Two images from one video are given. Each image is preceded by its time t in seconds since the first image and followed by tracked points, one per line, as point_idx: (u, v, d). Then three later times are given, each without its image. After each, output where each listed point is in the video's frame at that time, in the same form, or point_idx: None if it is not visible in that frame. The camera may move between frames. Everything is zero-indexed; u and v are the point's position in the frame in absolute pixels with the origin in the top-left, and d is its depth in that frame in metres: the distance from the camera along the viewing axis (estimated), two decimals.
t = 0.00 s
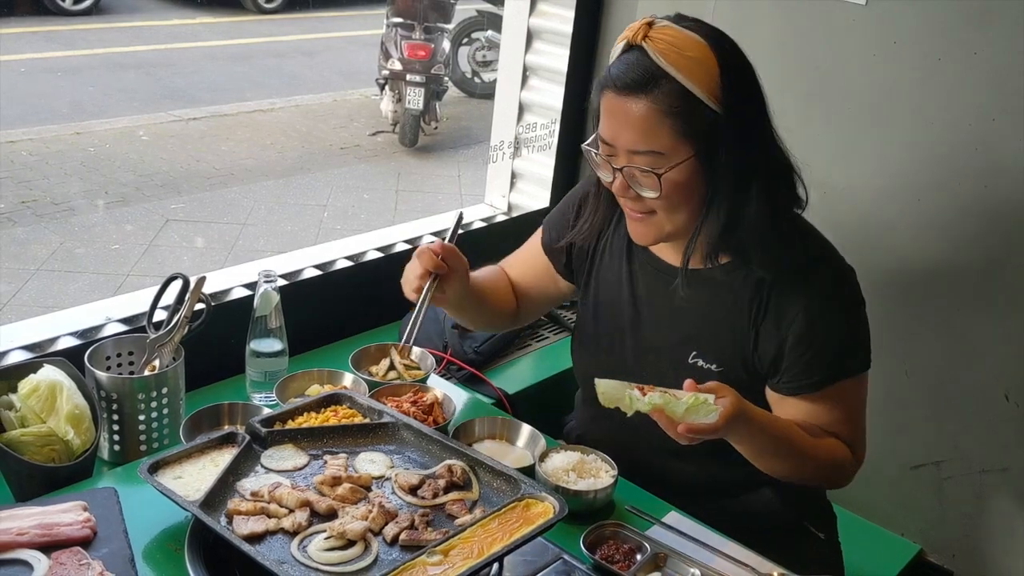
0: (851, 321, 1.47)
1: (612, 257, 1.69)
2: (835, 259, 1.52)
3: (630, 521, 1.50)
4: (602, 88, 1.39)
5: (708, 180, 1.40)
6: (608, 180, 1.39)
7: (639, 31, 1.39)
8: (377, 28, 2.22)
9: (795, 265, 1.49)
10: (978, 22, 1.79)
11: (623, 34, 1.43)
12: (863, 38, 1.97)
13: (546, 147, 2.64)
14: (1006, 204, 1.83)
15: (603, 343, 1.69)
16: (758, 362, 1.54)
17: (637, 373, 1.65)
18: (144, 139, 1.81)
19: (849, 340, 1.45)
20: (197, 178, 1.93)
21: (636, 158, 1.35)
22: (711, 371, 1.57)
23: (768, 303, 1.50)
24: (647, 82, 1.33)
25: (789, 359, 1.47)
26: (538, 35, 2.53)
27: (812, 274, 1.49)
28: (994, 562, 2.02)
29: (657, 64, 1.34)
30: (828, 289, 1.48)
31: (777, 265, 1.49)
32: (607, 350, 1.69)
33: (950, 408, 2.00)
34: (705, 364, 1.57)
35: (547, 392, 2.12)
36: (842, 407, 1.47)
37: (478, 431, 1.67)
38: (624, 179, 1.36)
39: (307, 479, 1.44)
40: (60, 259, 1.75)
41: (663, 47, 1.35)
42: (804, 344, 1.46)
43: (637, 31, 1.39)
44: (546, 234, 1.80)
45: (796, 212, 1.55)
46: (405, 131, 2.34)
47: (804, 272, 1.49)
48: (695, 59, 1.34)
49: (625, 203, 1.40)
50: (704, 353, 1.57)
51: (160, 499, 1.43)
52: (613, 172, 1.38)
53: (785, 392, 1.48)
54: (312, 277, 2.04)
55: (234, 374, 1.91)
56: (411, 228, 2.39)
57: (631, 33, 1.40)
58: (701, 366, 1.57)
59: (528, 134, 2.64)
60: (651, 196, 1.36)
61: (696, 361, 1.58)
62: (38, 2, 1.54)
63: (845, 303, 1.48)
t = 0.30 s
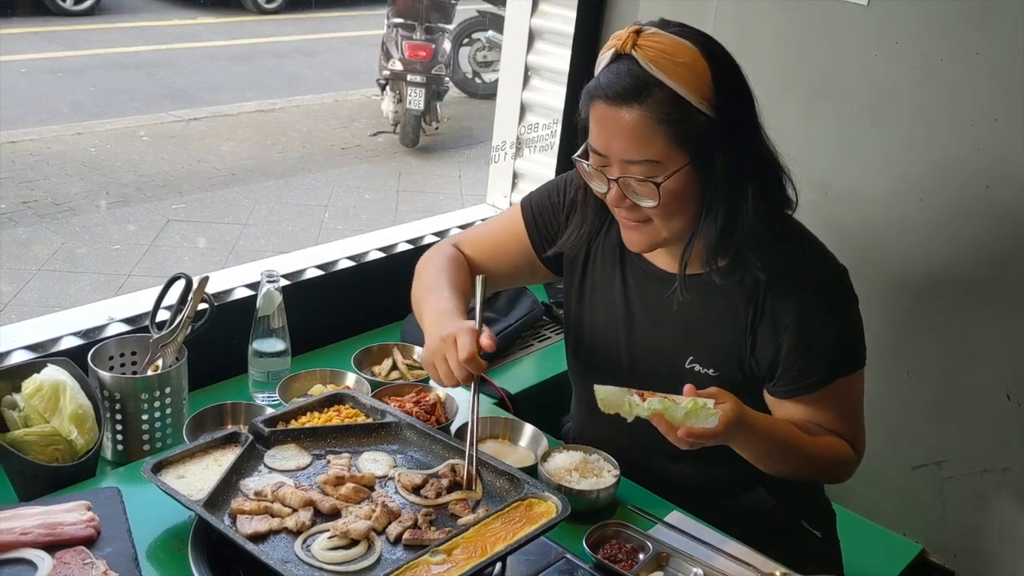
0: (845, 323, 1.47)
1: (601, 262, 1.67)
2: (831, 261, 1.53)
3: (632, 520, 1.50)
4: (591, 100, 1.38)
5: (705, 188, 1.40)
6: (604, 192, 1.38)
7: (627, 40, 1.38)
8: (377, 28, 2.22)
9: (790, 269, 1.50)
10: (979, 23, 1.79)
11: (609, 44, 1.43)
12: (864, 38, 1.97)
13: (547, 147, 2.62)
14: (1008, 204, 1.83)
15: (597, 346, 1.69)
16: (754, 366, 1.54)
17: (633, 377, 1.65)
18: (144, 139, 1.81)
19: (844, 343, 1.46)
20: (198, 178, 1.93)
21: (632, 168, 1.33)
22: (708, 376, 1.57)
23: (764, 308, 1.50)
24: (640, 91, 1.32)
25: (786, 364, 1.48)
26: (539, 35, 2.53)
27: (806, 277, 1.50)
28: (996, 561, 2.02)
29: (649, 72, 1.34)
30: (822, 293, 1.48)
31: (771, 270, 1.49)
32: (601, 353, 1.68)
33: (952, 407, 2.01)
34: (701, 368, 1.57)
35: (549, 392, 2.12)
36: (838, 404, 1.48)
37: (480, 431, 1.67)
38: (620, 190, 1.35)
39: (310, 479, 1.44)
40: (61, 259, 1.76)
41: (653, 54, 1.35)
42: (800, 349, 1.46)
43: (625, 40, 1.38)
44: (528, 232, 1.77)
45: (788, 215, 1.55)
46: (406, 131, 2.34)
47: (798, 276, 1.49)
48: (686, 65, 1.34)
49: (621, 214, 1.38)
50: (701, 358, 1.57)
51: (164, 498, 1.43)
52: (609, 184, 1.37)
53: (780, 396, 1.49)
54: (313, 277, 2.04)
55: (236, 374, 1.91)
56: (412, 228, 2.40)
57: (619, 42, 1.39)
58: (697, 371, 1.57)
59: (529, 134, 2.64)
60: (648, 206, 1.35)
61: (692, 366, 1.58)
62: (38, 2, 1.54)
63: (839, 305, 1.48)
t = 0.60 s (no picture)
0: (844, 328, 1.46)
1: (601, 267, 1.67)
2: (833, 265, 1.53)
3: (630, 521, 1.50)
4: (592, 102, 1.37)
5: (707, 192, 1.40)
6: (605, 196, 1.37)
7: (629, 42, 1.38)
8: (377, 28, 2.22)
9: (790, 273, 1.49)
10: (979, 23, 1.79)
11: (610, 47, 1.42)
12: (863, 39, 1.97)
13: (546, 147, 2.63)
14: (1008, 204, 1.82)
15: (596, 351, 1.68)
16: (754, 371, 1.54)
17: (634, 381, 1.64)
18: (144, 139, 1.81)
19: (842, 348, 1.45)
20: (197, 178, 1.93)
21: (632, 171, 1.32)
22: (707, 381, 1.57)
23: (764, 314, 1.50)
24: (643, 93, 1.31)
25: (784, 371, 1.47)
26: (539, 35, 2.53)
27: (804, 281, 1.49)
28: (995, 561, 2.01)
29: (652, 74, 1.33)
30: (820, 296, 1.48)
31: (771, 275, 1.49)
32: (600, 358, 1.68)
33: (951, 407, 2.00)
34: (700, 373, 1.57)
35: (548, 392, 2.12)
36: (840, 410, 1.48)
37: (479, 432, 1.66)
38: (622, 193, 1.34)
39: (308, 480, 1.44)
40: (60, 259, 1.75)
41: (656, 56, 1.34)
42: (799, 355, 1.46)
43: (627, 42, 1.38)
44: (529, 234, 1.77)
45: (789, 220, 1.54)
46: (406, 131, 2.34)
47: (798, 281, 1.49)
48: (689, 67, 1.34)
49: (622, 217, 1.37)
50: (700, 363, 1.56)
51: (161, 499, 1.43)
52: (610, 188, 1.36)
53: (779, 401, 1.48)
54: (312, 277, 2.04)
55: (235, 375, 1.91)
56: (411, 228, 2.39)
57: (621, 44, 1.39)
58: (695, 376, 1.57)
59: (528, 134, 2.65)
60: (650, 209, 1.34)
61: (691, 371, 1.57)
62: (38, 2, 1.53)
63: (837, 309, 1.47)
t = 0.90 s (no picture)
0: (848, 330, 1.47)
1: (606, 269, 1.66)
2: (837, 267, 1.53)
3: (631, 521, 1.50)
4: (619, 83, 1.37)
5: (717, 193, 1.39)
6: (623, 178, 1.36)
7: (661, 27, 1.38)
8: (377, 27, 2.21)
9: (792, 274, 1.50)
10: (980, 23, 1.79)
11: (639, 33, 1.43)
12: (864, 39, 1.97)
13: (546, 147, 2.62)
14: (1008, 204, 1.82)
15: (601, 352, 1.68)
16: (759, 374, 1.54)
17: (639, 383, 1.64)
18: (144, 139, 1.81)
19: (848, 351, 1.46)
20: (198, 178, 1.93)
21: (655, 155, 1.32)
22: (713, 383, 1.57)
23: (770, 316, 1.50)
24: (674, 75, 1.32)
25: (790, 374, 1.47)
26: (539, 36, 2.53)
27: (805, 282, 1.49)
28: (996, 561, 2.01)
29: (684, 56, 1.34)
30: (824, 296, 1.48)
31: (778, 275, 1.50)
32: (604, 360, 1.68)
33: (952, 407, 2.00)
34: (705, 377, 1.57)
35: (548, 393, 2.12)
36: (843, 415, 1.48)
37: (480, 432, 1.66)
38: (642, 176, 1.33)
39: (309, 480, 1.44)
40: (60, 259, 1.75)
41: (688, 40, 1.35)
42: (806, 358, 1.46)
43: (658, 27, 1.39)
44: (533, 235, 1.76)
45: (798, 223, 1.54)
46: (406, 131, 2.34)
47: (799, 282, 1.49)
48: (720, 53, 1.35)
49: (639, 205, 1.36)
50: (706, 365, 1.56)
51: (162, 499, 1.43)
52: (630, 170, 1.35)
53: (785, 405, 1.49)
54: (313, 277, 2.04)
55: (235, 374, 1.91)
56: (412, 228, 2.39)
57: (652, 29, 1.40)
58: (702, 379, 1.57)
59: (529, 134, 2.64)
60: (669, 196, 1.34)
61: (697, 374, 1.57)
62: (38, 2, 1.53)
63: (841, 310, 1.48)
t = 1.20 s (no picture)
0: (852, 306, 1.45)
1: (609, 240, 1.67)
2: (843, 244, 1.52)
3: (632, 523, 1.50)
4: (652, 71, 1.32)
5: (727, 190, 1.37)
6: (660, 166, 1.33)
7: (693, 13, 1.35)
8: (377, 28, 2.21)
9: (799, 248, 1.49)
10: (981, 24, 1.79)
11: (665, 17, 1.38)
12: (865, 39, 1.97)
13: (547, 148, 2.62)
14: (1009, 204, 1.82)
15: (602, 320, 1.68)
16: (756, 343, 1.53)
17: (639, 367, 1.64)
18: (144, 139, 1.81)
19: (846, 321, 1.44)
20: (199, 179, 1.93)
21: (695, 140, 1.30)
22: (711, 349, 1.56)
23: (768, 283, 1.50)
24: (716, 60, 1.30)
25: (785, 337, 1.46)
26: (540, 36, 2.53)
27: (811, 254, 1.48)
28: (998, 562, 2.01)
29: (723, 44, 1.32)
30: (832, 272, 1.46)
31: (781, 247, 1.49)
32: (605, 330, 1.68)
33: (953, 408, 2.00)
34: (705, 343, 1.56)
35: (549, 393, 2.12)
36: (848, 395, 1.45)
37: (481, 433, 1.66)
38: (683, 161, 1.31)
39: (310, 481, 1.43)
40: (61, 260, 1.75)
41: (724, 28, 1.34)
42: (802, 323, 1.45)
43: (688, 12, 1.35)
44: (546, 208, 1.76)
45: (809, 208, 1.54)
46: (406, 132, 2.32)
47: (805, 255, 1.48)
48: (751, 40, 1.35)
49: (673, 191, 1.34)
50: (706, 331, 1.55)
51: (163, 500, 1.43)
52: (668, 156, 1.32)
53: (778, 368, 1.47)
54: (313, 278, 2.04)
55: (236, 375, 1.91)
56: (413, 229, 2.39)
57: (682, 13, 1.36)
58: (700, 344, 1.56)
59: (530, 135, 2.64)
60: (708, 182, 1.32)
61: (696, 340, 1.56)
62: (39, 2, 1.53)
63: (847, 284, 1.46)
